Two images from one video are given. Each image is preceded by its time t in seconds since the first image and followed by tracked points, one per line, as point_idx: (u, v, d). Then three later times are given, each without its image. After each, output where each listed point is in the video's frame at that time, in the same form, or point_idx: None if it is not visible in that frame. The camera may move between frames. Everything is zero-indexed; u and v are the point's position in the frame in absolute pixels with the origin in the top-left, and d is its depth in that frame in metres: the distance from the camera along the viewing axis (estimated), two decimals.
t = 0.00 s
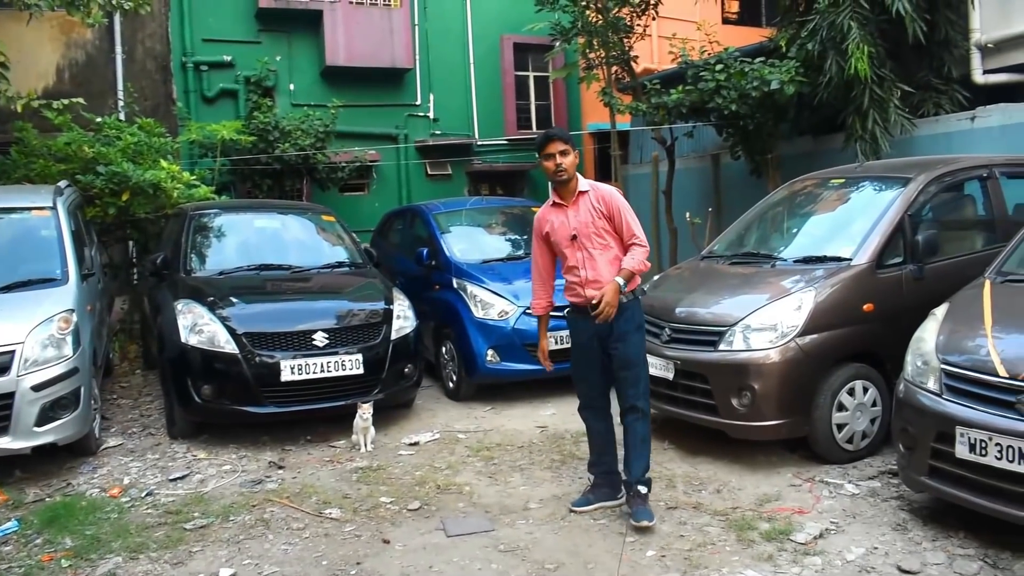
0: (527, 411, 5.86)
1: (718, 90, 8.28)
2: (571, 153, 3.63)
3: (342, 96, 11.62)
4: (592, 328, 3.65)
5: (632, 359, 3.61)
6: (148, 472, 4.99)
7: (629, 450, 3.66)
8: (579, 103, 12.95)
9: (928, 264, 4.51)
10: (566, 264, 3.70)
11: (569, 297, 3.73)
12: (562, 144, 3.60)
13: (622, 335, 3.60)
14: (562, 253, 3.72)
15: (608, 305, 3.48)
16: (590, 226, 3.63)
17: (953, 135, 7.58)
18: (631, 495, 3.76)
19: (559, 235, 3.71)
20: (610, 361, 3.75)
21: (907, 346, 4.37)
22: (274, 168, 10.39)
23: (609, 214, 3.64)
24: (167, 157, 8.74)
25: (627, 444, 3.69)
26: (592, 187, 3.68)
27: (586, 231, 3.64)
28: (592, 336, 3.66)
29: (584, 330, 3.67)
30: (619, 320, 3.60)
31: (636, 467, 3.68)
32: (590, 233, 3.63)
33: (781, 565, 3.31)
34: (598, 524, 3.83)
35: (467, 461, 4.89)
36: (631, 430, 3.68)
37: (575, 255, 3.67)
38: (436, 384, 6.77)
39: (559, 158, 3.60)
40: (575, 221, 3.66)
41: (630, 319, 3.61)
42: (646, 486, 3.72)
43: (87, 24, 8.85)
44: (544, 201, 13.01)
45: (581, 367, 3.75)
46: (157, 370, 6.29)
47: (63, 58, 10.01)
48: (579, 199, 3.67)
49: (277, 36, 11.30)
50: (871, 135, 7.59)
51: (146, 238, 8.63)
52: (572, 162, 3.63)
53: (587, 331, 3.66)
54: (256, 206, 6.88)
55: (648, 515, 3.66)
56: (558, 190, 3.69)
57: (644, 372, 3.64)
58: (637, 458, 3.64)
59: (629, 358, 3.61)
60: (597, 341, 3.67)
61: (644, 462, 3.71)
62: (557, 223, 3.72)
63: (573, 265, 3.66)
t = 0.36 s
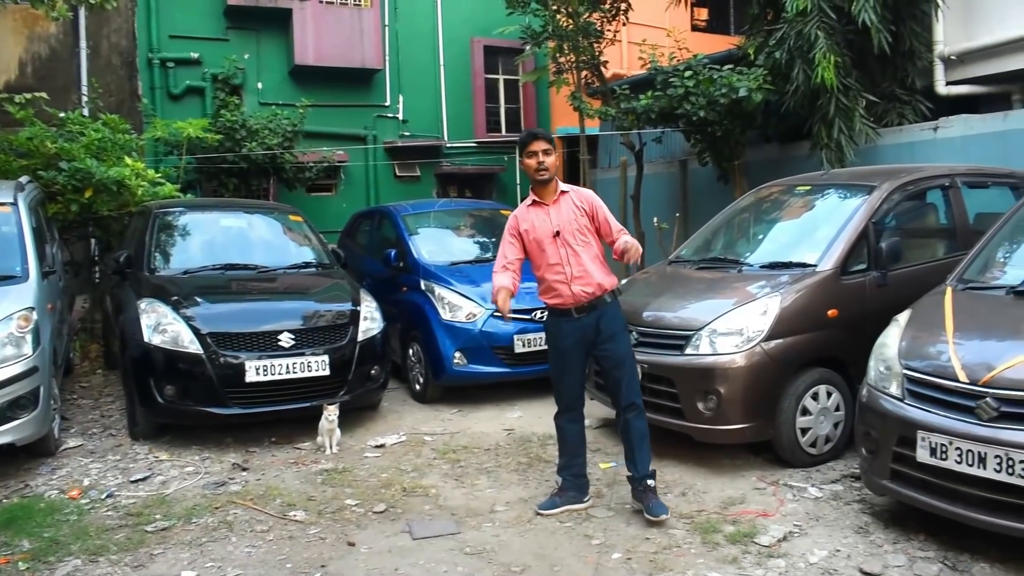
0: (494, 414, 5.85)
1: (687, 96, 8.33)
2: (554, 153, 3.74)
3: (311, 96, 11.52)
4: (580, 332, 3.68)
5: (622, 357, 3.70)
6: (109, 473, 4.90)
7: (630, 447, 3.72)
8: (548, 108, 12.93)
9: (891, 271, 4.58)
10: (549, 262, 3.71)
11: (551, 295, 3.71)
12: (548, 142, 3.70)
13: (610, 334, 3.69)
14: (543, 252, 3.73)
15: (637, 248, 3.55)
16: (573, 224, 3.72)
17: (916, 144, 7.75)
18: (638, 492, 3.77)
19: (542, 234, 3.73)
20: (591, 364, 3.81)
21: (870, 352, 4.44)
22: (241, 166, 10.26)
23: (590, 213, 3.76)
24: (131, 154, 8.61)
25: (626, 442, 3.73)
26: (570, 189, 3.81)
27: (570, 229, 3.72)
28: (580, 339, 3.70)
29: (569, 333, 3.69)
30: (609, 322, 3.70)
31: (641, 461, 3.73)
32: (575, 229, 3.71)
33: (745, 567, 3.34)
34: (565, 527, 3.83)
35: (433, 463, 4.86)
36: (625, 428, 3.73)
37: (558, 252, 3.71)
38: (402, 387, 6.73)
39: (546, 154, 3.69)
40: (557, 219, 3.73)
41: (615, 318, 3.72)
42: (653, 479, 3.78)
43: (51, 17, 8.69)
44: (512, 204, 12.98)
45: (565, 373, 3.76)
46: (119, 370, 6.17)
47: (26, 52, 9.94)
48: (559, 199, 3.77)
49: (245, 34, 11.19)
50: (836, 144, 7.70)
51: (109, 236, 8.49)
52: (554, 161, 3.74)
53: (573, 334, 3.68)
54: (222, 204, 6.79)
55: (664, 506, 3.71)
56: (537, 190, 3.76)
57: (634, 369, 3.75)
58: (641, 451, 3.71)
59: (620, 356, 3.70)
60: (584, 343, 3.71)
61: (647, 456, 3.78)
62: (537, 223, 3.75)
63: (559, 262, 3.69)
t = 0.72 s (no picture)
0: (449, 420, 5.82)
1: (643, 103, 8.40)
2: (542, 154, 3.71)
3: (266, 99, 11.39)
4: (546, 342, 3.65)
5: (588, 376, 3.67)
6: (53, 483, 4.77)
7: (584, 464, 3.70)
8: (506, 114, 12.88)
9: (840, 278, 4.65)
10: (527, 265, 3.66)
11: (529, 297, 3.65)
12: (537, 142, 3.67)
13: (578, 352, 3.65)
14: (522, 254, 3.67)
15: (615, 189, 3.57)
16: (557, 230, 3.68)
17: (866, 153, 7.92)
18: (596, 510, 3.74)
19: (527, 236, 3.67)
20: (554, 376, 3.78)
21: (820, 357, 4.51)
22: (193, 169, 10.09)
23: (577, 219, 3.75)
24: (80, 156, 8.40)
25: (580, 458, 3.71)
26: (557, 196, 3.79)
27: (554, 234, 3.68)
28: (545, 350, 3.67)
29: (535, 342, 3.66)
30: (577, 339, 3.65)
31: (599, 476, 3.71)
32: (558, 236, 3.67)
33: (697, 571, 3.36)
34: (518, 533, 3.82)
35: (386, 470, 4.82)
36: (582, 445, 3.71)
37: (539, 255, 3.66)
38: (357, 393, 6.66)
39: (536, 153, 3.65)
40: (543, 223, 3.68)
41: (584, 336, 3.68)
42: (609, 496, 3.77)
43: None
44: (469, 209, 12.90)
45: (527, 382, 3.74)
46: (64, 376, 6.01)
47: None
48: (546, 205, 3.74)
49: (199, 36, 11.02)
50: (788, 152, 7.83)
51: (57, 240, 8.28)
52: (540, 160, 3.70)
53: (539, 343, 3.66)
54: (174, 208, 6.67)
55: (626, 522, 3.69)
56: (524, 191, 3.72)
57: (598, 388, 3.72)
58: (597, 466, 3.69)
59: (586, 374, 3.67)
60: (550, 354, 3.68)
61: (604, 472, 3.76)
62: (522, 224, 3.69)
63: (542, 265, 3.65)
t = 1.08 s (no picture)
0: (395, 424, 5.77)
1: (589, 108, 8.46)
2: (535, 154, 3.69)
3: (210, 99, 11.18)
4: (521, 346, 3.55)
5: (558, 383, 3.62)
6: None
7: (539, 468, 3.71)
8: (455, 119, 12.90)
9: (782, 281, 4.74)
10: (507, 266, 3.57)
11: (503, 299, 3.56)
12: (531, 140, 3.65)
13: (551, 357, 3.59)
14: (503, 253, 3.59)
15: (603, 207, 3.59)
16: (542, 234, 3.60)
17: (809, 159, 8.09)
18: (542, 515, 3.74)
19: (512, 236, 3.59)
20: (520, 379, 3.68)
21: (762, 359, 4.58)
22: (134, 171, 9.85)
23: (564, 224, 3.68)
24: (15, 156, 8.13)
25: (536, 462, 3.72)
26: (547, 200, 3.71)
27: (539, 237, 3.60)
28: (518, 356, 3.57)
29: (509, 344, 3.55)
30: (552, 344, 3.59)
31: (554, 482, 3.73)
32: (542, 240, 3.59)
33: (642, 572, 3.38)
34: (464, 538, 3.81)
35: (332, 476, 4.76)
36: (542, 450, 3.70)
37: (521, 257, 3.57)
38: (302, 398, 6.57)
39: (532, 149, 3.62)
40: (529, 225, 3.61)
41: (558, 342, 3.61)
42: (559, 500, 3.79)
43: None
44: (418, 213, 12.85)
45: (496, 390, 3.60)
46: None
47: None
48: (533, 206, 3.66)
49: (142, 34, 10.78)
50: (733, 157, 7.95)
51: None
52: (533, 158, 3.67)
53: (514, 347, 3.55)
54: (113, 210, 6.49)
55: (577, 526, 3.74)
56: (513, 188, 3.64)
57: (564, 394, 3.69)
58: (552, 470, 3.71)
59: (557, 381, 3.62)
60: (523, 358, 3.57)
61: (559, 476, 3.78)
62: (507, 224, 3.61)
63: (522, 267, 3.56)
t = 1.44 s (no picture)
0: (349, 429, 5.72)
1: (545, 111, 8.49)
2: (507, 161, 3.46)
3: (160, 99, 10.99)
4: (491, 349, 3.36)
5: (524, 387, 3.48)
6: None
7: (499, 473, 3.59)
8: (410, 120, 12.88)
9: (733, 283, 4.80)
10: (476, 273, 3.37)
11: (470, 306, 3.36)
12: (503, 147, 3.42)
13: (518, 362, 3.43)
14: (473, 261, 3.39)
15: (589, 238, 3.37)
16: (514, 243, 3.43)
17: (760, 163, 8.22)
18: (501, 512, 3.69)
19: (483, 243, 3.39)
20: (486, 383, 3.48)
21: (714, 361, 4.63)
22: (83, 172, 9.63)
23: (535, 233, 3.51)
24: None
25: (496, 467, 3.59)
26: (517, 206, 3.52)
27: (510, 246, 3.42)
28: (491, 359, 3.37)
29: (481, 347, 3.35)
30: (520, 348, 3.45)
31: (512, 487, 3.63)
32: (515, 249, 3.42)
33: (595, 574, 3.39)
34: (417, 543, 3.79)
35: (284, 482, 4.70)
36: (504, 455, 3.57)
37: (492, 265, 3.38)
38: (254, 403, 6.48)
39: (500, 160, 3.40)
40: (502, 232, 3.42)
41: (524, 346, 3.46)
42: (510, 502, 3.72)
43: None
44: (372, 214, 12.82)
45: (478, 396, 3.33)
46: None
47: None
48: (505, 213, 3.46)
49: (90, 32, 10.55)
50: (686, 161, 8.05)
51: None
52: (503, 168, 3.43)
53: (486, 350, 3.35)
54: (59, 212, 6.33)
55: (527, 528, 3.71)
56: (484, 195, 3.43)
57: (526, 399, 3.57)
58: (510, 476, 3.60)
59: (524, 385, 3.48)
60: (495, 362, 3.38)
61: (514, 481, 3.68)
62: (478, 230, 3.40)
63: (492, 276, 3.37)
